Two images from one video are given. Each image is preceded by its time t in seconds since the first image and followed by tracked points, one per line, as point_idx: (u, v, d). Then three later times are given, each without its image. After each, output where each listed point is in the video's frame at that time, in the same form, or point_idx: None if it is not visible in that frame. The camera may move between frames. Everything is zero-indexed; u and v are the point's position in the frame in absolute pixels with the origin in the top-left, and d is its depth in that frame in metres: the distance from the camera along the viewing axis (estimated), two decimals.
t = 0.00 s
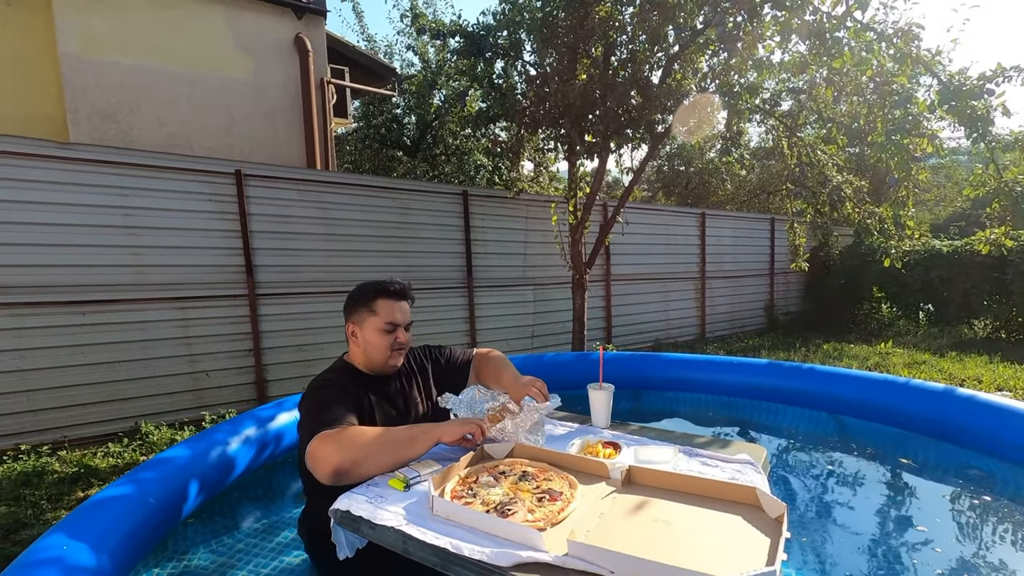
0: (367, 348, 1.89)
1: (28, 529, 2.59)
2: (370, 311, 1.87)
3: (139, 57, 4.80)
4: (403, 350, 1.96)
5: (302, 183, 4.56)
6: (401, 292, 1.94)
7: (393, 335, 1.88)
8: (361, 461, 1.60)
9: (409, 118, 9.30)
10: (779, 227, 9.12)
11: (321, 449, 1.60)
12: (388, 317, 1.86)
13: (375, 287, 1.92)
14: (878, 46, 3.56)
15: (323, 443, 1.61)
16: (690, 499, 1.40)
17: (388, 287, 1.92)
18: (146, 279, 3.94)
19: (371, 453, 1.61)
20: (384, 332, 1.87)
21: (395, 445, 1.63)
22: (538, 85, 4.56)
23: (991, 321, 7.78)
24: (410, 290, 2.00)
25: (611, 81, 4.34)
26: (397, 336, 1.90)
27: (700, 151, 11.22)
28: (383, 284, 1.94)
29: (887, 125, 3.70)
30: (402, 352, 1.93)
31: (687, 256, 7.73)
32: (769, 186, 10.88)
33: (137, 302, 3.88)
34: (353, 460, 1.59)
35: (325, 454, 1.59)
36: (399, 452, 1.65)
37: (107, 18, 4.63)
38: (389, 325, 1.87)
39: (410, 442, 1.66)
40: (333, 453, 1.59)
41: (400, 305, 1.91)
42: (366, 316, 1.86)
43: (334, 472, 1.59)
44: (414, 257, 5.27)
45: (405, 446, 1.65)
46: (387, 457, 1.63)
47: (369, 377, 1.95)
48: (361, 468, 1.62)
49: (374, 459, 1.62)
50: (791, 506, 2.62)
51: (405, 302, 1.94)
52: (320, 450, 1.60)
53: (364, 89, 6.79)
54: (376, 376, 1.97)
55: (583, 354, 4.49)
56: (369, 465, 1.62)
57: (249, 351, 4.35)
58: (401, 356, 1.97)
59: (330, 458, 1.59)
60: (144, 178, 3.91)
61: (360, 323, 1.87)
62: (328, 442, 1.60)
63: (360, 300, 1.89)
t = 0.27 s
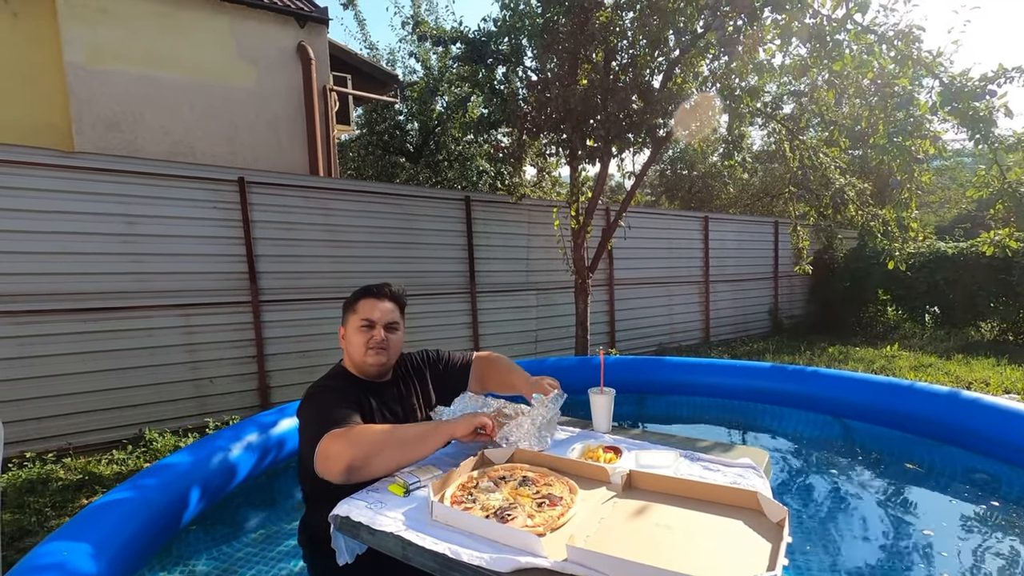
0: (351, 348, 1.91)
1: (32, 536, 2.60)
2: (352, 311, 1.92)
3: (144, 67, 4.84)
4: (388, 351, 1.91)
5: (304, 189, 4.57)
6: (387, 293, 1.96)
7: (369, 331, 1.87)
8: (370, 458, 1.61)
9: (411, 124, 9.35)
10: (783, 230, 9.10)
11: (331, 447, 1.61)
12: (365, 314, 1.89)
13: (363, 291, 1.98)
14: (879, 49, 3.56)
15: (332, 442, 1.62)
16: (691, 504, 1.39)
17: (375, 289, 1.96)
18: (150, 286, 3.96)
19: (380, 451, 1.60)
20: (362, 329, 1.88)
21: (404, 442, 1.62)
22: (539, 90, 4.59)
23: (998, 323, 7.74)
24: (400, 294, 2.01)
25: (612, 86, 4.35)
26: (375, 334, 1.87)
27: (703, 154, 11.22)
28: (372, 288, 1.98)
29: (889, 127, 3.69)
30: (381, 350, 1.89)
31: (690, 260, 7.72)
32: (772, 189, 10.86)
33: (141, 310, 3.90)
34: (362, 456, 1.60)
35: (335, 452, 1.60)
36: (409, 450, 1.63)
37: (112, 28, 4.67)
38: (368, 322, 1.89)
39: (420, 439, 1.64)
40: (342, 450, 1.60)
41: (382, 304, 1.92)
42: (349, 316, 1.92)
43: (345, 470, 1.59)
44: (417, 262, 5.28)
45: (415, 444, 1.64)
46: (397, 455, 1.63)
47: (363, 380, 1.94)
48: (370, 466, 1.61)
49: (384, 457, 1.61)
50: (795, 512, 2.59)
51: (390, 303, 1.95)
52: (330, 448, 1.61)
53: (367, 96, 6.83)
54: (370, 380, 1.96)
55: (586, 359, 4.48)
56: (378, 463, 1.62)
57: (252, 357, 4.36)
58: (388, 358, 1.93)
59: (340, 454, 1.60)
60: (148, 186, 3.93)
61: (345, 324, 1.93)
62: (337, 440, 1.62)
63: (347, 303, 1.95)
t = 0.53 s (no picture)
0: (348, 351, 1.91)
1: (28, 540, 2.59)
2: (348, 314, 1.91)
3: (141, 69, 4.84)
4: (386, 353, 1.92)
5: (302, 192, 4.57)
6: (383, 296, 1.97)
7: (367, 334, 1.87)
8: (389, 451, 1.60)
9: (409, 127, 9.36)
10: (780, 232, 9.11)
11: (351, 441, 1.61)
12: (362, 317, 1.88)
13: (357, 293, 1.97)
14: (875, 51, 3.57)
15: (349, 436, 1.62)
16: (687, 506, 1.39)
17: (369, 292, 1.96)
18: (147, 289, 3.95)
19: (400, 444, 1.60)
20: (359, 333, 1.88)
21: (424, 437, 1.62)
22: (536, 93, 4.60)
23: (995, 324, 7.76)
24: (394, 295, 2.01)
25: (609, 88, 4.36)
26: (373, 336, 1.88)
27: (701, 157, 11.25)
28: (365, 290, 1.98)
29: (885, 130, 3.70)
30: (380, 353, 1.89)
31: (688, 262, 7.73)
32: (770, 191, 10.88)
33: (138, 312, 3.89)
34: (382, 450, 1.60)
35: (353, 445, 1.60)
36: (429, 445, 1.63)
37: (110, 31, 4.68)
38: (365, 325, 1.88)
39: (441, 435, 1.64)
40: (363, 444, 1.59)
41: (378, 306, 1.92)
42: (344, 319, 1.91)
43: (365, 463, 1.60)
44: (415, 264, 5.28)
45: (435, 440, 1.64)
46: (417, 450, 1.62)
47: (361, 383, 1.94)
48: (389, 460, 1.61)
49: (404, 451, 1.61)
50: (792, 513, 2.58)
51: (386, 305, 1.96)
52: (349, 442, 1.61)
53: (365, 99, 6.83)
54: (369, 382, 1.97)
55: (584, 361, 4.48)
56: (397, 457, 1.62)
57: (249, 360, 4.35)
58: (383, 360, 1.92)
59: (359, 448, 1.59)
60: (145, 189, 3.93)
61: (340, 327, 1.92)
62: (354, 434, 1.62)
63: (343, 306, 1.95)
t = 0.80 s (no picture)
0: (375, 360, 1.89)
1: (28, 540, 2.59)
2: (378, 322, 1.85)
3: (141, 69, 4.85)
4: (405, 360, 1.97)
5: (302, 192, 4.57)
6: (408, 303, 1.94)
7: (400, 347, 1.89)
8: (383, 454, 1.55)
9: (409, 127, 9.36)
10: (780, 232, 9.12)
11: (343, 449, 1.57)
12: (397, 329, 1.86)
13: (383, 297, 1.90)
14: (875, 51, 3.58)
15: (345, 441, 1.58)
16: (687, 505, 1.40)
17: (397, 298, 1.91)
18: (147, 289, 3.95)
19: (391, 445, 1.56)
20: (392, 344, 1.87)
21: (416, 437, 1.59)
22: (536, 93, 4.60)
23: (995, 324, 7.77)
24: (414, 300, 1.99)
25: (609, 88, 4.35)
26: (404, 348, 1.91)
27: (701, 157, 11.26)
28: (391, 294, 1.92)
29: (884, 129, 3.71)
30: (404, 363, 1.95)
31: (688, 262, 7.73)
32: (770, 191, 10.88)
33: (138, 313, 3.89)
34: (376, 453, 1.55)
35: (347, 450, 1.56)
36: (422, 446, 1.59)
37: (110, 31, 4.68)
38: (398, 337, 1.87)
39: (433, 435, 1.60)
40: (355, 449, 1.55)
41: (409, 317, 1.91)
42: (376, 327, 1.85)
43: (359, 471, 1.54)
44: (415, 264, 5.28)
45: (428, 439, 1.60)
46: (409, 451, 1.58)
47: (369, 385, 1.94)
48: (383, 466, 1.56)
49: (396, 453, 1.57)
50: (792, 514, 2.58)
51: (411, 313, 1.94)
52: (342, 449, 1.57)
53: (365, 99, 6.84)
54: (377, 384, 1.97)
55: (584, 361, 4.49)
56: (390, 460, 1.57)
57: (250, 360, 4.36)
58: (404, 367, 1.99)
59: (353, 454, 1.55)
60: (146, 189, 3.93)
61: (367, 333, 1.85)
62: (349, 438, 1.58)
63: (367, 309, 1.86)
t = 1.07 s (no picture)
0: (397, 368, 1.91)
1: (36, 544, 2.60)
2: (401, 330, 1.88)
3: (146, 76, 4.88)
4: (428, 369, 1.99)
5: (306, 196, 4.59)
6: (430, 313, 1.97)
7: (422, 355, 1.91)
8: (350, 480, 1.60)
9: (412, 130, 9.39)
10: (784, 232, 9.09)
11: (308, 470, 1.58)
12: (419, 337, 1.88)
13: (404, 306, 1.93)
14: (877, 50, 3.57)
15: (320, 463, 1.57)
16: (693, 507, 1.39)
17: (419, 307, 1.94)
18: (153, 294, 3.97)
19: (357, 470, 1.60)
20: (414, 352, 1.89)
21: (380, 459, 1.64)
22: (538, 95, 4.62)
23: (1002, 323, 7.73)
24: (436, 310, 2.02)
25: (611, 90, 4.34)
26: (425, 356, 1.93)
27: (703, 157, 11.25)
28: (413, 303, 1.95)
29: (889, 129, 3.64)
30: (426, 371, 1.97)
31: (691, 262, 7.71)
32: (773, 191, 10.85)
33: (144, 317, 3.91)
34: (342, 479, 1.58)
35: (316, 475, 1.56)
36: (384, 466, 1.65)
37: (115, 38, 4.71)
38: (420, 345, 1.89)
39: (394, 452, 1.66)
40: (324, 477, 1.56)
41: (430, 326, 1.94)
42: (397, 336, 1.87)
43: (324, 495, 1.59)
44: (419, 267, 5.29)
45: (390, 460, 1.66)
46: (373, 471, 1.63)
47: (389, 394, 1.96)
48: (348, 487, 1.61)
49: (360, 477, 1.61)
50: (798, 514, 2.57)
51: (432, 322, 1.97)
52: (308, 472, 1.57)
53: (368, 103, 6.86)
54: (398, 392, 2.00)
55: (588, 362, 4.49)
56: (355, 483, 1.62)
57: (255, 364, 4.37)
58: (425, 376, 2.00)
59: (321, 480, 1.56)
60: (151, 194, 3.96)
61: (390, 341, 1.88)
62: (322, 464, 1.57)
63: (391, 318, 1.90)
